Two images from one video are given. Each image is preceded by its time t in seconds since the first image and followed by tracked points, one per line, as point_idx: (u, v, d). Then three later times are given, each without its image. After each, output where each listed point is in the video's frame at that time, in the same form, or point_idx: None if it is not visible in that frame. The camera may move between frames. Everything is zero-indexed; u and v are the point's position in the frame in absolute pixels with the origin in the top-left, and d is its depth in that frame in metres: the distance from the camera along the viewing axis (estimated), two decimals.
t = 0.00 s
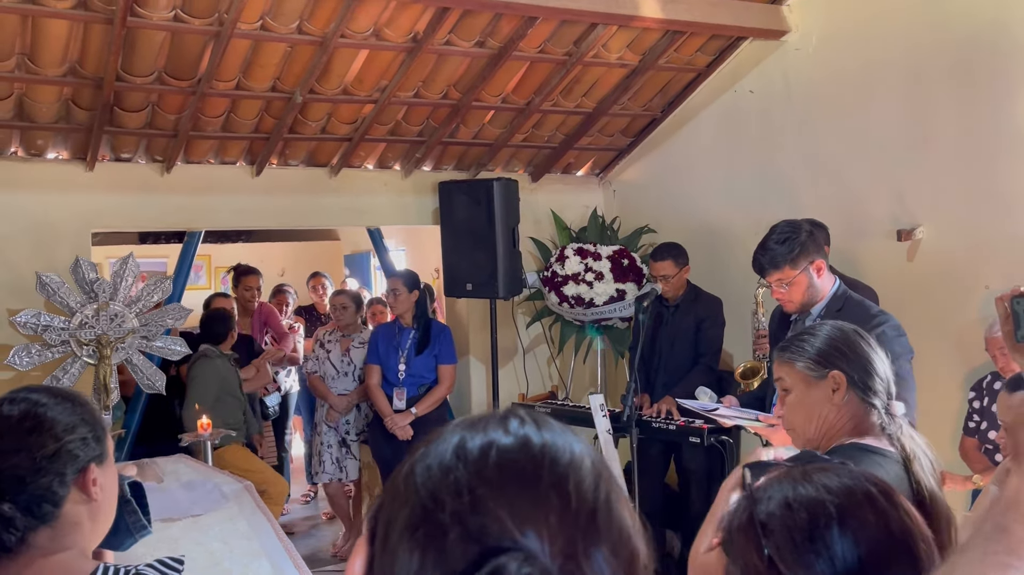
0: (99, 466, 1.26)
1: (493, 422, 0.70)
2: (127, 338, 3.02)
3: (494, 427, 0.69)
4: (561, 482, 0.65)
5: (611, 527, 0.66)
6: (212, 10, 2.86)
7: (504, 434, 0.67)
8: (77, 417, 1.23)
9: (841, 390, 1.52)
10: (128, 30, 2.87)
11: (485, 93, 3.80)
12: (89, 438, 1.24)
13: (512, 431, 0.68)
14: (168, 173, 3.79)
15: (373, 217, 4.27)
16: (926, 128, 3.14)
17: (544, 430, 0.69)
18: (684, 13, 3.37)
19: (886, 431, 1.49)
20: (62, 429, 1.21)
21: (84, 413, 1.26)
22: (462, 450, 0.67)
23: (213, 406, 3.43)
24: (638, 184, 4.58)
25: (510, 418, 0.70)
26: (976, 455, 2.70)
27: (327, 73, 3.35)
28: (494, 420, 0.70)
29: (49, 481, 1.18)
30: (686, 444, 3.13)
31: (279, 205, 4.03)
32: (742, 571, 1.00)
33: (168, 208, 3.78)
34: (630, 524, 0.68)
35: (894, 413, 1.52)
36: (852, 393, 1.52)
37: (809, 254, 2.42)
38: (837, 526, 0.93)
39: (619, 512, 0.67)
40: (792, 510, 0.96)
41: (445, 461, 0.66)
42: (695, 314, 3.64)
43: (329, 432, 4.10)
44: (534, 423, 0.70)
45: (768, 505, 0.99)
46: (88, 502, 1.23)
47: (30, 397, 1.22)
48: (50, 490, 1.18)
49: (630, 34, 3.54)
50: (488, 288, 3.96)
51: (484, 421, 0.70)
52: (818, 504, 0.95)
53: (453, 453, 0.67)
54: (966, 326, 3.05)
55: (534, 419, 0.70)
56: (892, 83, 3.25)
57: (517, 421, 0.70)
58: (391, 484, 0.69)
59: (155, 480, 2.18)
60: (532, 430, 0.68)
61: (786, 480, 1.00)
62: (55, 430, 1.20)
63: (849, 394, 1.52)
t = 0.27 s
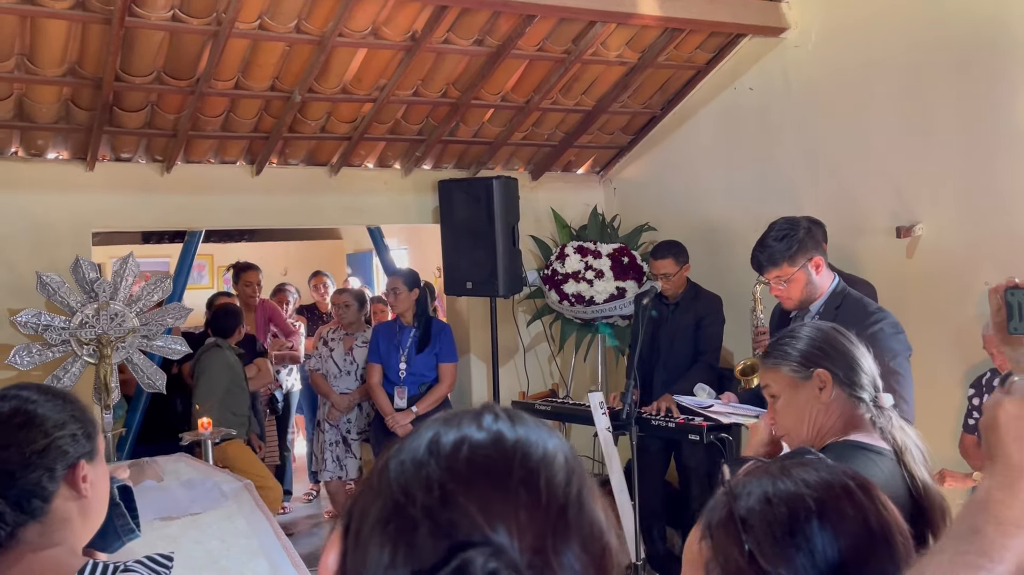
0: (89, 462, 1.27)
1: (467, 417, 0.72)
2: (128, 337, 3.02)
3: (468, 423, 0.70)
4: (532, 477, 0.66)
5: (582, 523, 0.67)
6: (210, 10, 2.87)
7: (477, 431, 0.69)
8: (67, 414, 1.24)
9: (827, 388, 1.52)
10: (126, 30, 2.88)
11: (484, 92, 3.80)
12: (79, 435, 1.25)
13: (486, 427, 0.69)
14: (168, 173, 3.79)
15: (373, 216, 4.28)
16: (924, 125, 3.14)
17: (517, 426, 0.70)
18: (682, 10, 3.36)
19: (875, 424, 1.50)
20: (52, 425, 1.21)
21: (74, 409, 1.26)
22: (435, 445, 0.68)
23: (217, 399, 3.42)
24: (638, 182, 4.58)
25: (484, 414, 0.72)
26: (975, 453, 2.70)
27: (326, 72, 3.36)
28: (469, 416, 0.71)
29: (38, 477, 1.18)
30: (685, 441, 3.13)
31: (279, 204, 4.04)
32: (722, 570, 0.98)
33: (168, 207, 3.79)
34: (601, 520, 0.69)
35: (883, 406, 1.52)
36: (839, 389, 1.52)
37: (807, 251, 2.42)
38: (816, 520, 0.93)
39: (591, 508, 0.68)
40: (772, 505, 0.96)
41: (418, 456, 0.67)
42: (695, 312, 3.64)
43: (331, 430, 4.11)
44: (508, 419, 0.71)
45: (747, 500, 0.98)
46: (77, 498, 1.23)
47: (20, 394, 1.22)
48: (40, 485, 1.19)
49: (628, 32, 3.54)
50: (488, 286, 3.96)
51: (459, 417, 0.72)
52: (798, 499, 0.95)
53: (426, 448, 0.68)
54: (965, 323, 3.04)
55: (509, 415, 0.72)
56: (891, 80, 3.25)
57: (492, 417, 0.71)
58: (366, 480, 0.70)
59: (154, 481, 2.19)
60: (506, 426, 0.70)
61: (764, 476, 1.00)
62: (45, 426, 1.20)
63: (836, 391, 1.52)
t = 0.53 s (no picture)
0: (79, 460, 1.27)
1: (444, 413, 0.72)
2: (125, 336, 3.02)
3: (445, 418, 0.71)
4: (507, 471, 0.67)
5: (556, 516, 0.68)
6: (206, 9, 2.87)
7: (454, 425, 0.70)
8: (56, 412, 1.24)
9: (812, 385, 1.53)
10: (121, 30, 2.88)
11: (482, 90, 3.80)
12: (68, 432, 1.24)
13: (462, 422, 0.70)
14: (166, 172, 3.79)
15: (371, 214, 4.28)
16: (921, 121, 3.14)
17: (493, 421, 0.71)
18: (679, 8, 3.36)
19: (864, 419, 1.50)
20: (41, 422, 1.21)
21: (63, 407, 1.26)
22: (411, 440, 0.68)
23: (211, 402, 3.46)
24: (635, 179, 4.57)
25: (461, 409, 0.72)
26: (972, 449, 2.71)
27: (322, 70, 3.36)
28: (445, 411, 0.72)
29: (26, 473, 1.19)
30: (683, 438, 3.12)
31: (277, 203, 4.04)
32: (706, 568, 0.97)
33: (166, 206, 3.79)
34: (576, 514, 0.70)
35: (870, 400, 1.52)
36: (825, 386, 1.52)
37: (803, 248, 2.42)
38: (799, 515, 0.93)
39: (566, 502, 0.70)
40: (754, 500, 0.96)
41: (393, 451, 0.68)
42: (693, 310, 3.64)
43: (330, 428, 4.12)
44: (484, 414, 0.72)
45: (730, 497, 0.98)
46: (67, 496, 1.23)
47: (10, 391, 1.22)
48: (29, 482, 1.19)
49: (625, 30, 3.54)
50: (486, 285, 3.96)
51: (436, 412, 0.72)
52: (780, 494, 0.95)
53: (402, 443, 0.68)
54: (962, 320, 3.05)
55: (486, 410, 0.73)
56: (887, 77, 3.25)
57: (468, 412, 0.72)
58: (342, 475, 0.70)
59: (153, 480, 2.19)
60: (482, 421, 0.71)
61: (746, 471, 1.00)
62: (34, 423, 1.21)
63: (821, 387, 1.53)
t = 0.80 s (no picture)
0: (69, 458, 1.26)
1: (431, 409, 0.72)
2: (120, 336, 3.02)
3: (431, 414, 0.71)
4: (494, 466, 0.67)
5: (543, 512, 0.68)
6: (199, 7, 2.87)
7: (441, 421, 0.70)
8: (45, 410, 1.24)
9: (801, 381, 1.53)
10: (114, 29, 2.87)
11: (476, 88, 3.79)
12: (58, 431, 1.24)
13: (450, 417, 0.70)
14: (160, 171, 3.78)
15: (366, 213, 4.27)
16: (915, 118, 3.14)
17: (481, 416, 0.71)
18: (673, 5, 3.36)
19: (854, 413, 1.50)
20: (29, 420, 1.21)
21: (53, 406, 1.26)
22: (398, 436, 0.68)
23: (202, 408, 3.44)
24: (631, 177, 4.57)
25: (448, 405, 0.72)
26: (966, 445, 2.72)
27: (317, 69, 3.35)
28: (432, 407, 0.72)
29: (15, 471, 1.18)
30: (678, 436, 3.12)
31: (272, 202, 4.03)
32: (695, 565, 0.97)
33: (160, 206, 3.78)
34: (563, 509, 0.70)
35: (859, 396, 1.53)
36: (814, 381, 1.53)
37: (798, 245, 2.43)
38: (788, 510, 0.94)
39: (553, 498, 0.69)
40: (743, 496, 0.96)
41: (380, 447, 0.68)
42: (688, 307, 3.65)
43: (329, 427, 4.10)
44: (471, 409, 0.72)
45: (719, 493, 0.98)
46: (57, 494, 1.23)
47: None
48: (17, 480, 1.19)
49: (619, 27, 3.54)
50: (481, 283, 3.96)
51: (423, 408, 0.72)
52: (769, 490, 0.96)
53: (389, 439, 0.68)
54: (957, 316, 3.06)
55: (473, 405, 0.73)
56: (882, 74, 3.25)
57: (455, 408, 0.72)
58: (330, 471, 0.70)
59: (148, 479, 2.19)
60: (469, 416, 0.71)
61: (735, 468, 1.00)
62: (22, 421, 1.20)
63: (811, 383, 1.53)
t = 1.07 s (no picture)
0: (59, 459, 1.26)
1: (425, 408, 0.72)
2: (112, 336, 3.00)
3: (426, 413, 0.71)
4: (489, 465, 0.67)
5: (537, 511, 0.68)
6: (190, 6, 2.86)
7: (435, 421, 0.69)
8: (34, 411, 1.23)
9: (790, 377, 1.54)
10: (105, 28, 2.86)
11: (469, 86, 3.79)
12: (47, 431, 1.24)
13: (444, 417, 0.70)
14: (151, 171, 3.77)
15: (359, 212, 4.26)
16: (908, 117, 3.15)
17: (474, 415, 0.71)
18: (665, 4, 3.37)
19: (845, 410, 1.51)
20: (17, 421, 1.20)
21: (42, 406, 1.26)
22: (392, 436, 0.68)
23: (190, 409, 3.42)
24: (623, 176, 4.57)
25: (442, 404, 0.72)
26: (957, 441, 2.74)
27: (308, 68, 3.34)
28: (426, 406, 0.72)
29: (4, 472, 1.18)
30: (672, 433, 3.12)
31: (264, 201, 4.02)
32: (688, 562, 0.97)
33: (152, 205, 3.76)
34: (557, 509, 0.70)
35: (848, 393, 1.53)
36: (803, 377, 1.54)
37: (791, 244, 2.43)
38: (780, 507, 0.94)
39: (547, 498, 0.69)
40: (734, 494, 0.96)
41: (374, 446, 0.68)
42: (680, 306, 3.65)
43: (321, 427, 4.09)
44: (465, 409, 0.72)
45: (710, 491, 0.98)
46: (46, 495, 1.23)
47: None
48: (7, 481, 1.18)
49: (611, 26, 3.54)
50: (474, 282, 3.96)
51: (417, 408, 0.72)
52: (760, 487, 0.96)
53: (383, 439, 0.68)
54: (948, 313, 3.08)
55: (467, 405, 0.72)
56: (874, 72, 3.26)
57: (449, 407, 0.72)
58: (323, 471, 0.70)
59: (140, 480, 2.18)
60: (463, 415, 0.70)
61: (726, 465, 1.01)
62: (10, 422, 1.20)
63: (799, 380, 1.54)
